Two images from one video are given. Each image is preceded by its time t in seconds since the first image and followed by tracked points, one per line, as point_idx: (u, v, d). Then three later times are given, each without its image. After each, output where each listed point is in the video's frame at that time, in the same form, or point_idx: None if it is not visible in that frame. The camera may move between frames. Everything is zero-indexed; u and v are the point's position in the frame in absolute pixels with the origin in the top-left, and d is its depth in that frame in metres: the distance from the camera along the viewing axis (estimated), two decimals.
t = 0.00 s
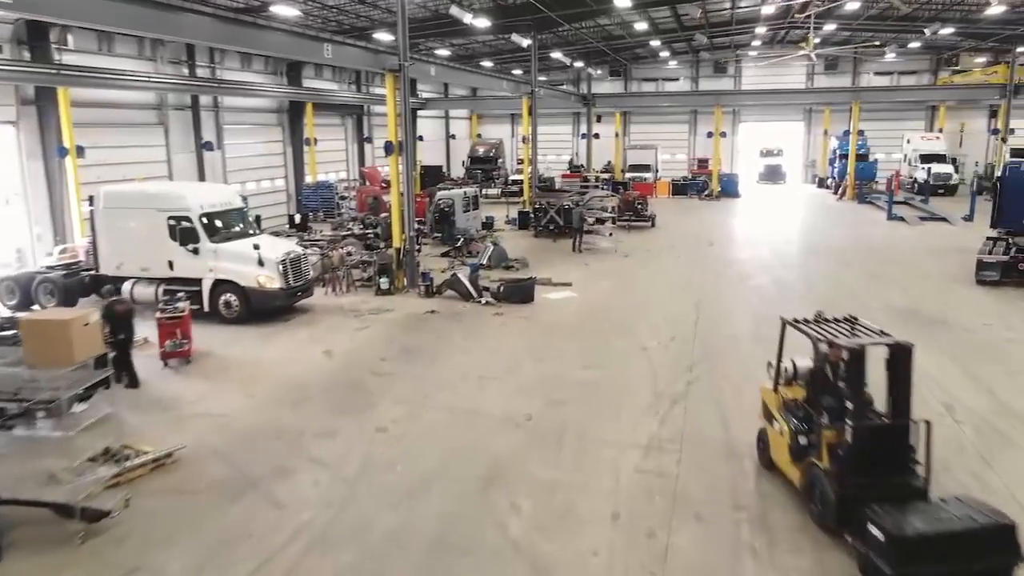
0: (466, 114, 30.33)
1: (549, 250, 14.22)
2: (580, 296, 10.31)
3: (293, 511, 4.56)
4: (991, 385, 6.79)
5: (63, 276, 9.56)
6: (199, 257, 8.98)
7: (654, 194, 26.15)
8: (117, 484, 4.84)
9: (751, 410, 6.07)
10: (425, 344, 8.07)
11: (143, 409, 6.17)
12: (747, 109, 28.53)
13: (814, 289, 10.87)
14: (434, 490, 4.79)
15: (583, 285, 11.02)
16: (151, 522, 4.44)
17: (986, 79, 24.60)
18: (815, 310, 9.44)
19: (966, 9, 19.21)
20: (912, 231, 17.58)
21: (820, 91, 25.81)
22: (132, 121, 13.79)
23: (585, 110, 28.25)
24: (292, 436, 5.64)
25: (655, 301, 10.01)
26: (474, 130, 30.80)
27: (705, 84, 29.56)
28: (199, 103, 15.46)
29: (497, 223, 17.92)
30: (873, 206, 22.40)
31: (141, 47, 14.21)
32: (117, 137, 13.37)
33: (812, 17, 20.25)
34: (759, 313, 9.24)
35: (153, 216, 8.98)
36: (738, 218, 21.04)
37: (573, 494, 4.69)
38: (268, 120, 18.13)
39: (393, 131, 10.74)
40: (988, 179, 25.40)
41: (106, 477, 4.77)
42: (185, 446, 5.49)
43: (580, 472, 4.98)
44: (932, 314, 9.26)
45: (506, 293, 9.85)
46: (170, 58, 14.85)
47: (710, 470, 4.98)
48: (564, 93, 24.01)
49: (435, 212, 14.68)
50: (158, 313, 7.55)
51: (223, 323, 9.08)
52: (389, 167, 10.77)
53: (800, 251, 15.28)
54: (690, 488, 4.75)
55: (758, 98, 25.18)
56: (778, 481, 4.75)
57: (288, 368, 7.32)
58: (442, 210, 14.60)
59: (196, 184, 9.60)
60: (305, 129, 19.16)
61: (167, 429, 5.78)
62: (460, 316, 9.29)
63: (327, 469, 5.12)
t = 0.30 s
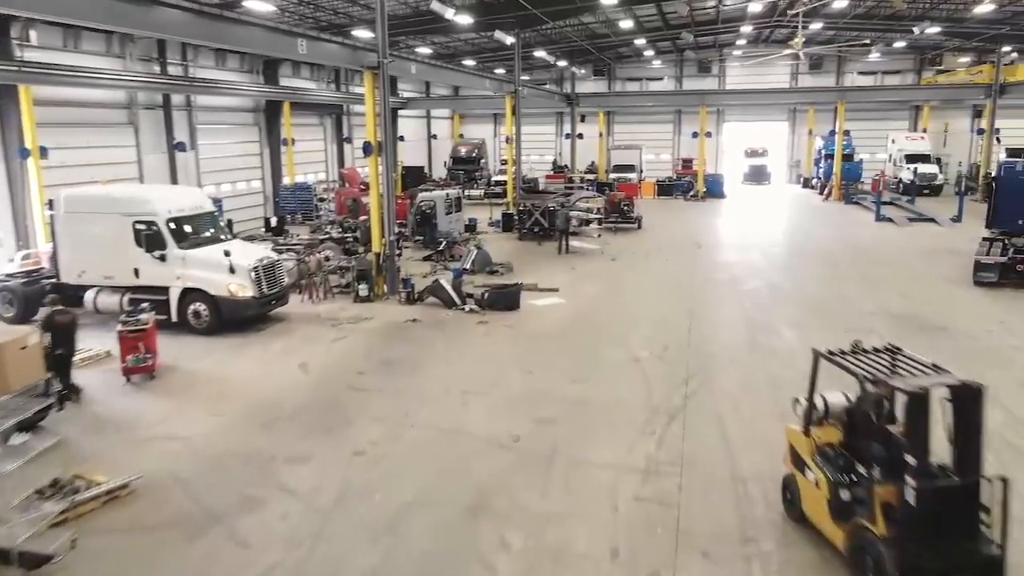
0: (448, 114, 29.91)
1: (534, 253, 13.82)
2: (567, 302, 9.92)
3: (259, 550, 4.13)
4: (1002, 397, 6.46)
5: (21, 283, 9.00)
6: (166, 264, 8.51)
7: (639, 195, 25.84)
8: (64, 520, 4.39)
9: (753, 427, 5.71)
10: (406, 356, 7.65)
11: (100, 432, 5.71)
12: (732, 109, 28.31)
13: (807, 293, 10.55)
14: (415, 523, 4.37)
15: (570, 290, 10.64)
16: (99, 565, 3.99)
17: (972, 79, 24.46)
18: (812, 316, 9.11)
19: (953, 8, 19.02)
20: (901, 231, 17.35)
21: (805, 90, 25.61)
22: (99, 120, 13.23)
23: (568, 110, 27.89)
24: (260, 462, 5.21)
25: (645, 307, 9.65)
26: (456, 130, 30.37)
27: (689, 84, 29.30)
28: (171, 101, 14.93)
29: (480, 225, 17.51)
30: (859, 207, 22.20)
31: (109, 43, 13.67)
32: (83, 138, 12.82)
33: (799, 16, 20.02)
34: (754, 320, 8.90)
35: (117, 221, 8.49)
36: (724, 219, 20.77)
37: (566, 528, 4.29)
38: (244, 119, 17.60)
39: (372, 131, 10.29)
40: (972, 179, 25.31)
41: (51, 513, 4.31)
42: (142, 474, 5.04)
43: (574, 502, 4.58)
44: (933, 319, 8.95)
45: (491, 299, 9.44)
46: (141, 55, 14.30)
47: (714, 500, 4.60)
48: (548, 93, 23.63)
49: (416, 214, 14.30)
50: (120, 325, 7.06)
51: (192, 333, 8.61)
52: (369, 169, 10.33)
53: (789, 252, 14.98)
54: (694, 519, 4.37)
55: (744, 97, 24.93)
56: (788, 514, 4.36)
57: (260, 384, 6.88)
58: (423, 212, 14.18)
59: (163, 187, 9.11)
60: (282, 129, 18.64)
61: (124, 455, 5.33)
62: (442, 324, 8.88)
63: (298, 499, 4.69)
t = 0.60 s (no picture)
0: (428, 113, 29.45)
1: (518, 257, 13.39)
2: (554, 309, 9.52)
3: None
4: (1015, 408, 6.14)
5: None
6: (130, 272, 8.01)
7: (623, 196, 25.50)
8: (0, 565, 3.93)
9: (757, 447, 5.33)
10: (385, 369, 7.21)
11: (51, 461, 5.24)
12: (715, 109, 28.07)
13: (800, 297, 10.23)
14: (395, 564, 3.95)
15: (556, 296, 10.23)
16: None
17: (956, 79, 24.36)
18: (808, 322, 8.76)
19: (939, 7, 18.85)
20: (890, 232, 17.10)
21: (790, 89, 25.41)
22: (63, 120, 12.65)
23: (550, 109, 27.52)
24: (226, 493, 4.77)
25: (635, 313, 9.27)
26: (437, 130, 29.92)
27: (672, 83, 29.03)
28: (141, 100, 14.37)
29: (462, 227, 17.06)
30: (846, 207, 21.97)
31: (74, 39, 13.11)
32: (47, 138, 12.26)
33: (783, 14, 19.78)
34: (749, 327, 8.53)
35: (76, 226, 7.99)
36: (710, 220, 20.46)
37: (562, 567, 3.89)
38: (217, 119, 17.05)
39: (349, 131, 9.85)
40: (956, 179, 25.23)
41: None
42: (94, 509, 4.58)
43: (569, 538, 4.18)
44: (933, 324, 8.63)
45: (474, 307, 9.02)
46: (107, 52, 13.74)
47: (722, 533, 4.22)
48: (531, 92, 23.24)
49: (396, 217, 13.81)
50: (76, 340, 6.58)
51: (158, 345, 8.13)
52: (345, 171, 9.89)
53: (777, 254, 14.69)
54: (701, 557, 3.98)
55: (728, 97, 24.66)
56: (804, 550, 3.98)
57: (228, 402, 6.42)
58: (404, 214, 13.75)
59: (128, 190, 8.61)
60: (258, 129, 18.10)
61: (76, 486, 4.87)
62: (423, 334, 8.44)
63: (266, 537, 4.26)
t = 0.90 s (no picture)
0: (408, 113, 28.95)
1: (501, 261, 12.96)
2: (540, 318, 9.09)
3: None
4: None
5: None
6: (89, 281, 7.51)
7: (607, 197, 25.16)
8: None
9: (765, 473, 4.95)
10: (363, 386, 6.75)
11: None
12: (699, 109, 27.82)
13: (795, 302, 9.87)
14: None
15: (542, 303, 9.81)
16: None
17: (941, 78, 24.25)
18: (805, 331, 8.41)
19: (925, 5, 18.68)
20: (878, 233, 16.85)
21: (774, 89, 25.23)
22: (24, 119, 12.07)
23: (532, 109, 27.13)
24: (185, 531, 4.32)
25: (625, 322, 8.88)
26: (417, 130, 29.44)
27: (656, 82, 28.75)
28: (108, 99, 13.80)
29: (443, 230, 16.60)
30: (831, 208, 21.74)
31: (36, 35, 12.52)
32: (8, 139, 11.71)
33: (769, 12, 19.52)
34: (744, 336, 8.17)
35: (31, 233, 7.47)
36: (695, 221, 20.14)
37: None
38: (189, 118, 16.49)
39: (323, 131, 9.36)
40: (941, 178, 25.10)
41: None
42: (35, 552, 4.12)
43: None
44: (934, 332, 8.31)
45: (457, 316, 8.59)
46: (72, 49, 13.15)
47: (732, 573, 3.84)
48: (513, 91, 22.83)
49: (376, 220, 13.38)
50: (28, 358, 6.09)
51: (120, 360, 7.63)
52: (321, 172, 9.41)
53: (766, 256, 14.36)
54: None
55: (713, 96, 24.39)
56: None
57: (192, 424, 5.95)
58: (384, 217, 13.30)
59: (88, 194, 8.10)
60: (232, 129, 17.55)
61: (16, 525, 4.40)
62: (404, 346, 7.99)
63: None
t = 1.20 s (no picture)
0: (391, 113, 28.48)
1: (487, 266, 12.53)
2: (530, 327, 8.68)
3: None
4: None
5: None
6: (48, 292, 7.02)
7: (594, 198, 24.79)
8: None
9: (779, 503, 4.57)
10: (342, 404, 6.30)
11: None
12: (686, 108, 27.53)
13: (793, 308, 9.52)
14: None
15: (530, 311, 9.40)
16: None
17: (929, 78, 24.10)
18: (807, 340, 8.05)
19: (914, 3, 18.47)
20: (870, 234, 16.59)
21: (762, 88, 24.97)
22: None
23: (518, 108, 26.74)
24: None
25: (619, 331, 8.48)
26: (400, 130, 28.97)
27: (642, 82, 28.43)
28: (77, 97, 13.24)
29: (427, 233, 16.15)
30: (821, 209, 21.49)
31: None
32: None
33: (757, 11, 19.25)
34: (745, 346, 7.81)
35: None
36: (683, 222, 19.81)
37: None
38: (164, 118, 15.96)
39: (301, 131, 8.87)
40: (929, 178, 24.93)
41: None
42: None
43: None
44: (941, 340, 7.99)
45: (443, 326, 8.16)
46: (38, 45, 12.58)
47: None
48: (498, 90, 22.43)
49: (357, 224, 12.90)
50: None
51: (83, 376, 7.14)
52: (298, 174, 8.95)
53: (759, 259, 14.03)
54: None
55: (701, 95, 24.08)
56: None
57: (155, 450, 5.48)
58: (366, 220, 12.86)
59: (50, 197, 7.59)
60: (209, 129, 17.02)
61: None
62: (386, 359, 7.54)
63: None
